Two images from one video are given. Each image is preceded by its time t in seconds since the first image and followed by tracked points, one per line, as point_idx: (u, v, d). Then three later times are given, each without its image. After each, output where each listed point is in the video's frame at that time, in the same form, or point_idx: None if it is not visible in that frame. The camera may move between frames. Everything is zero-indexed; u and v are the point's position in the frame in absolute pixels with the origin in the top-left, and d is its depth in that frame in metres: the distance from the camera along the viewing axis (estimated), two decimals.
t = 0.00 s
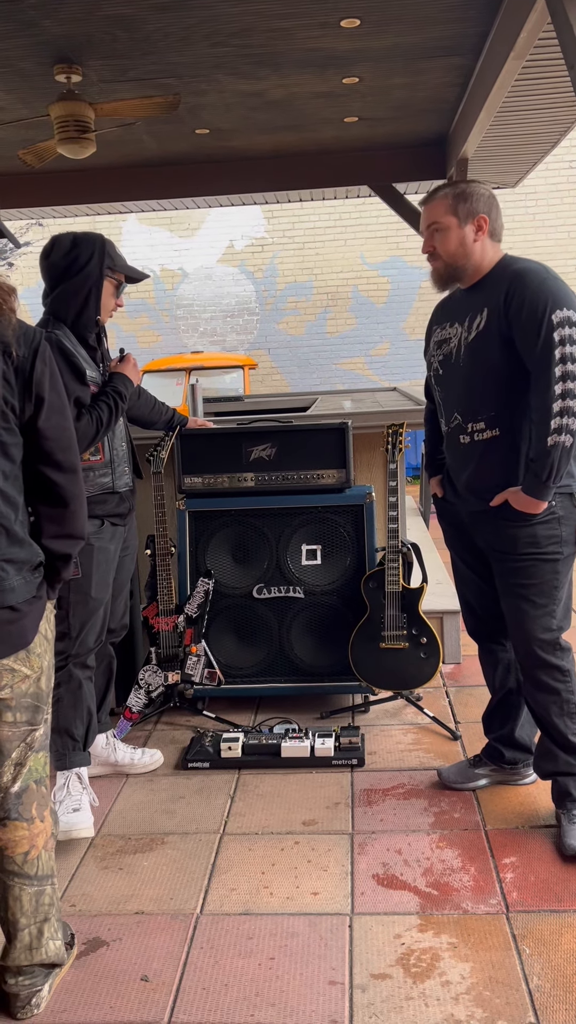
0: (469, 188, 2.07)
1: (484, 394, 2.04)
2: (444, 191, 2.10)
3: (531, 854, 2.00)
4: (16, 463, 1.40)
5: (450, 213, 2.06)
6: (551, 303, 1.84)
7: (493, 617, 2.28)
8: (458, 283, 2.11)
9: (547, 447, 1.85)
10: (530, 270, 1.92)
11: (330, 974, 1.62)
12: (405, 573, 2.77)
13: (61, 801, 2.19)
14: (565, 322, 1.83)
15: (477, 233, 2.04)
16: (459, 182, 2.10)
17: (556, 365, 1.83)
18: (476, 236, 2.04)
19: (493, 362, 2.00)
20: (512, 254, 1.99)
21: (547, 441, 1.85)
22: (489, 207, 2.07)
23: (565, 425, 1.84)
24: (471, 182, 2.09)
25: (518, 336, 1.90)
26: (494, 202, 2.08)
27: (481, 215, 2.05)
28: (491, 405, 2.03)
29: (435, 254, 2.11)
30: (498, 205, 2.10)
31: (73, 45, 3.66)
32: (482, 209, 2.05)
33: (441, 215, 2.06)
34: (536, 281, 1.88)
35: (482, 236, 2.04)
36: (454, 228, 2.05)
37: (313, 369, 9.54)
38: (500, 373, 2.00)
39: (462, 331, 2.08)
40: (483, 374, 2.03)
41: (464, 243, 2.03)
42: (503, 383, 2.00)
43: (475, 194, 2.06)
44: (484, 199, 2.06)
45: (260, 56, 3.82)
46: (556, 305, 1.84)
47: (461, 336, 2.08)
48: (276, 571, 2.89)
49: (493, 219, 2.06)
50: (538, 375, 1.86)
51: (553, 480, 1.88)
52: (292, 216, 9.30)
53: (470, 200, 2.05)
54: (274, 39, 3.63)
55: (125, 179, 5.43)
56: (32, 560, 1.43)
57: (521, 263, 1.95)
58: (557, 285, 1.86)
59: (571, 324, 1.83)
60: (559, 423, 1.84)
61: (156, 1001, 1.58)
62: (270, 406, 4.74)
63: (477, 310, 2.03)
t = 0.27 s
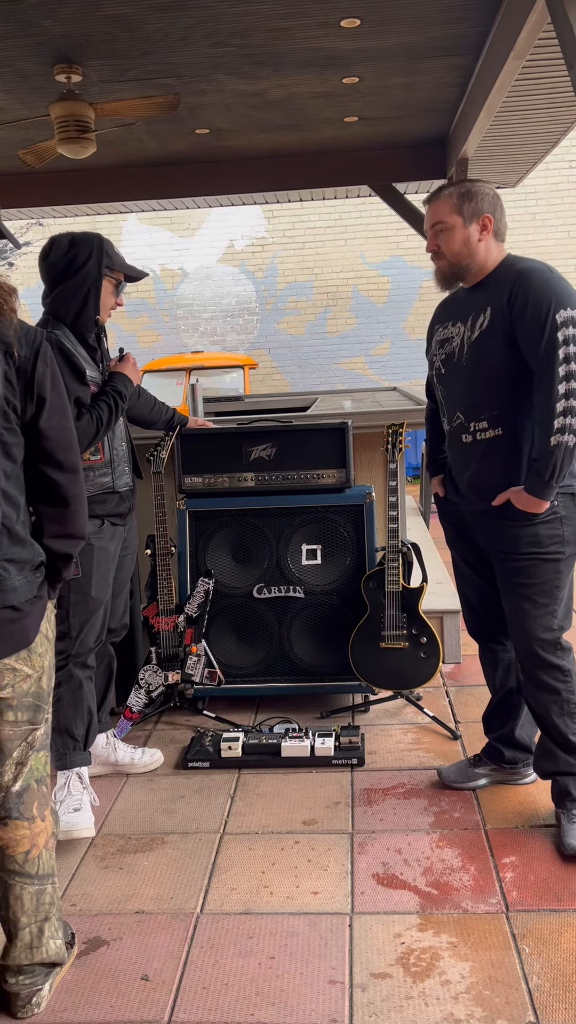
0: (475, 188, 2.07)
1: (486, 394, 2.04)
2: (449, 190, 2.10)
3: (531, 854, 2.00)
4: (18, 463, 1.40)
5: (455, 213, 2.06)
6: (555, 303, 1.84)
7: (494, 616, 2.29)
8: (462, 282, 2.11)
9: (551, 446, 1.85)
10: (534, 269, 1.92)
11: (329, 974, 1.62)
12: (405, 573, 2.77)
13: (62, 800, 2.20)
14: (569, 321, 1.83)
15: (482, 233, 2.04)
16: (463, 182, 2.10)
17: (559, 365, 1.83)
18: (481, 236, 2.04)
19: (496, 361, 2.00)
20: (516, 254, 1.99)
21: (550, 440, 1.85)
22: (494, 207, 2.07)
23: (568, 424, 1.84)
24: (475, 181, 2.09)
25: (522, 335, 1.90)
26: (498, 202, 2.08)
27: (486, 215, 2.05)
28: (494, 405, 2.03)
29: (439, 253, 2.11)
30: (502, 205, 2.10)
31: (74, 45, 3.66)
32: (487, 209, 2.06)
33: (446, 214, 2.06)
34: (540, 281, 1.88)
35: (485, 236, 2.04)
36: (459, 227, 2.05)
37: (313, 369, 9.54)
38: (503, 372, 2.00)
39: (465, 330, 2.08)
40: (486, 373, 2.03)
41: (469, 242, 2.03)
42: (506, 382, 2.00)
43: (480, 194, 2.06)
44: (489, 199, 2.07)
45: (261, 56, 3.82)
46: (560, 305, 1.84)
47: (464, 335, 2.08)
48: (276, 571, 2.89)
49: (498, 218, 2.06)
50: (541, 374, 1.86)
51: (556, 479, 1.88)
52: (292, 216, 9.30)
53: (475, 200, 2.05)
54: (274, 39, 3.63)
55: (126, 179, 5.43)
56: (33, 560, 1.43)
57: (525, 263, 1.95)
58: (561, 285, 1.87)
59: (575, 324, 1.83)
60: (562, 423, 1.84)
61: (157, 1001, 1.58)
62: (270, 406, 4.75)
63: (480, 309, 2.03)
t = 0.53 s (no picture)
0: (477, 188, 2.07)
1: (488, 394, 2.04)
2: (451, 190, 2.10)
3: (530, 854, 2.00)
4: (16, 463, 1.40)
5: (457, 213, 2.06)
6: (557, 303, 1.84)
7: (494, 616, 2.29)
8: (463, 282, 2.11)
9: (552, 445, 1.86)
10: (535, 269, 1.92)
11: (329, 973, 1.62)
12: (404, 573, 2.77)
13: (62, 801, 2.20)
14: (570, 321, 1.83)
15: (484, 233, 2.04)
16: (465, 181, 2.10)
17: (561, 364, 1.83)
18: (482, 236, 2.04)
19: (497, 361, 2.00)
20: (517, 254, 1.99)
21: (551, 440, 1.86)
22: (495, 206, 2.07)
23: (569, 424, 1.84)
24: (477, 182, 2.09)
25: (524, 335, 1.91)
26: (499, 201, 2.08)
27: (488, 215, 2.05)
28: (495, 404, 2.03)
29: (441, 253, 2.11)
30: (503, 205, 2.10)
31: (73, 45, 3.66)
32: (489, 209, 2.05)
33: (448, 214, 2.06)
34: (542, 281, 1.88)
35: (487, 237, 2.03)
36: (461, 227, 2.04)
37: (313, 369, 9.54)
38: (505, 371, 2.00)
39: (466, 329, 2.08)
40: (487, 373, 2.03)
41: (471, 242, 2.03)
42: (507, 381, 2.00)
43: (482, 193, 2.06)
44: (491, 199, 2.06)
45: (260, 56, 3.82)
46: (562, 304, 1.84)
47: (464, 334, 2.09)
48: (275, 571, 2.89)
49: (499, 218, 2.06)
50: (543, 373, 1.86)
51: (557, 479, 1.88)
52: (291, 216, 9.31)
53: (477, 200, 2.05)
54: (273, 39, 3.63)
55: (125, 179, 5.43)
56: (32, 560, 1.43)
57: (526, 263, 1.95)
58: (562, 285, 1.87)
59: None
60: (564, 423, 1.84)
61: (156, 1000, 1.58)
62: (270, 406, 4.75)
63: (481, 309, 2.03)
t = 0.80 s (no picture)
0: (476, 188, 2.07)
1: (487, 394, 2.04)
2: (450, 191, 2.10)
3: (528, 853, 2.01)
4: (14, 464, 1.40)
5: (456, 213, 2.06)
6: (556, 303, 1.85)
7: (492, 617, 2.29)
8: (462, 282, 2.11)
9: (552, 446, 1.86)
10: (534, 270, 1.92)
11: (327, 973, 1.63)
12: (403, 573, 2.78)
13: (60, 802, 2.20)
14: (570, 322, 1.84)
15: (483, 233, 2.04)
16: (463, 182, 2.10)
17: (561, 365, 1.84)
18: (481, 236, 2.04)
19: (496, 361, 2.00)
20: (516, 255, 1.99)
21: (551, 440, 1.86)
22: (494, 206, 2.07)
23: (569, 424, 1.84)
24: (477, 182, 2.10)
25: (523, 335, 1.91)
26: (498, 200, 2.09)
27: (487, 216, 2.05)
28: (495, 405, 2.03)
29: (440, 254, 2.11)
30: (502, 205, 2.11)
31: (72, 45, 3.66)
32: (488, 209, 2.06)
33: (446, 214, 2.06)
34: (541, 282, 1.89)
35: (487, 236, 2.04)
36: (460, 227, 2.05)
37: (312, 369, 9.54)
38: (504, 372, 2.00)
39: (464, 330, 2.08)
40: (486, 373, 2.03)
41: (470, 243, 2.03)
42: (506, 382, 2.01)
43: (482, 194, 2.06)
44: (490, 200, 2.07)
45: (259, 56, 3.83)
46: (561, 305, 1.84)
47: (463, 335, 2.09)
48: (274, 571, 2.89)
49: (498, 219, 2.06)
50: (543, 374, 1.87)
51: (557, 479, 1.89)
52: (290, 216, 9.31)
53: (476, 200, 2.05)
54: (271, 39, 3.63)
55: (124, 179, 5.43)
56: (30, 560, 1.43)
57: (525, 263, 1.95)
58: (562, 286, 1.87)
59: None
60: (564, 423, 1.84)
61: (154, 1001, 1.58)
62: (269, 407, 4.75)
63: (480, 310, 2.03)
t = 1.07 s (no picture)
0: (470, 190, 2.08)
1: (483, 395, 2.04)
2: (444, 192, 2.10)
3: (524, 855, 2.01)
4: (8, 466, 1.40)
5: (450, 215, 2.06)
6: (552, 305, 1.84)
7: (489, 618, 2.29)
8: (457, 283, 2.11)
9: (548, 447, 1.86)
10: (530, 271, 1.92)
11: (323, 976, 1.62)
12: (400, 574, 2.78)
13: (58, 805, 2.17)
14: (566, 324, 1.83)
15: (478, 234, 2.04)
16: (458, 183, 2.10)
17: (557, 367, 1.83)
18: (475, 238, 2.04)
19: (492, 362, 2.00)
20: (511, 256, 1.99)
21: (547, 442, 1.86)
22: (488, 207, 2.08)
23: (565, 426, 1.84)
24: (471, 184, 2.10)
25: (519, 337, 1.91)
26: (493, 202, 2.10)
27: (482, 217, 2.06)
28: (491, 406, 2.03)
29: (435, 255, 2.11)
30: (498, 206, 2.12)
31: (69, 46, 3.66)
32: (483, 211, 2.06)
33: (441, 216, 2.07)
34: (537, 283, 1.88)
35: (481, 237, 2.04)
36: (454, 229, 2.05)
37: (310, 369, 9.53)
38: (500, 373, 2.00)
39: (460, 331, 2.08)
40: (482, 374, 2.03)
41: (464, 244, 2.03)
42: (503, 383, 2.00)
43: (476, 196, 2.06)
44: (485, 201, 2.07)
45: (256, 57, 3.82)
46: (557, 307, 1.84)
47: (459, 336, 2.08)
48: (271, 572, 2.89)
49: (493, 221, 2.07)
50: (539, 375, 1.87)
51: (553, 481, 1.89)
52: (288, 216, 9.31)
53: (471, 201, 2.06)
54: (268, 40, 3.63)
55: (121, 180, 5.43)
56: (25, 562, 1.43)
57: (521, 264, 1.95)
58: (558, 287, 1.87)
59: (572, 326, 1.84)
60: (560, 425, 1.84)
61: (150, 1003, 1.58)
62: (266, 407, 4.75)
63: (476, 311, 2.03)
